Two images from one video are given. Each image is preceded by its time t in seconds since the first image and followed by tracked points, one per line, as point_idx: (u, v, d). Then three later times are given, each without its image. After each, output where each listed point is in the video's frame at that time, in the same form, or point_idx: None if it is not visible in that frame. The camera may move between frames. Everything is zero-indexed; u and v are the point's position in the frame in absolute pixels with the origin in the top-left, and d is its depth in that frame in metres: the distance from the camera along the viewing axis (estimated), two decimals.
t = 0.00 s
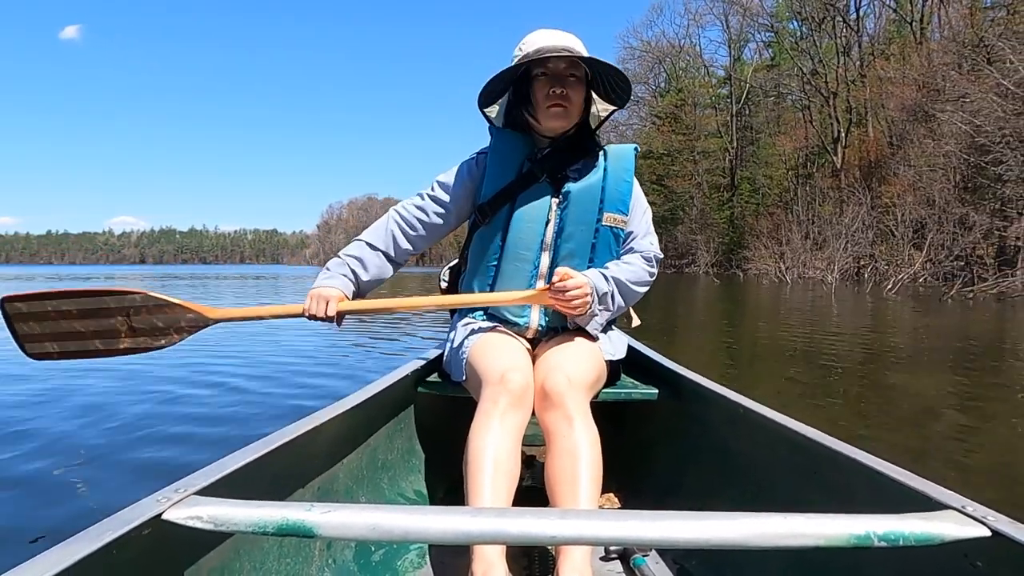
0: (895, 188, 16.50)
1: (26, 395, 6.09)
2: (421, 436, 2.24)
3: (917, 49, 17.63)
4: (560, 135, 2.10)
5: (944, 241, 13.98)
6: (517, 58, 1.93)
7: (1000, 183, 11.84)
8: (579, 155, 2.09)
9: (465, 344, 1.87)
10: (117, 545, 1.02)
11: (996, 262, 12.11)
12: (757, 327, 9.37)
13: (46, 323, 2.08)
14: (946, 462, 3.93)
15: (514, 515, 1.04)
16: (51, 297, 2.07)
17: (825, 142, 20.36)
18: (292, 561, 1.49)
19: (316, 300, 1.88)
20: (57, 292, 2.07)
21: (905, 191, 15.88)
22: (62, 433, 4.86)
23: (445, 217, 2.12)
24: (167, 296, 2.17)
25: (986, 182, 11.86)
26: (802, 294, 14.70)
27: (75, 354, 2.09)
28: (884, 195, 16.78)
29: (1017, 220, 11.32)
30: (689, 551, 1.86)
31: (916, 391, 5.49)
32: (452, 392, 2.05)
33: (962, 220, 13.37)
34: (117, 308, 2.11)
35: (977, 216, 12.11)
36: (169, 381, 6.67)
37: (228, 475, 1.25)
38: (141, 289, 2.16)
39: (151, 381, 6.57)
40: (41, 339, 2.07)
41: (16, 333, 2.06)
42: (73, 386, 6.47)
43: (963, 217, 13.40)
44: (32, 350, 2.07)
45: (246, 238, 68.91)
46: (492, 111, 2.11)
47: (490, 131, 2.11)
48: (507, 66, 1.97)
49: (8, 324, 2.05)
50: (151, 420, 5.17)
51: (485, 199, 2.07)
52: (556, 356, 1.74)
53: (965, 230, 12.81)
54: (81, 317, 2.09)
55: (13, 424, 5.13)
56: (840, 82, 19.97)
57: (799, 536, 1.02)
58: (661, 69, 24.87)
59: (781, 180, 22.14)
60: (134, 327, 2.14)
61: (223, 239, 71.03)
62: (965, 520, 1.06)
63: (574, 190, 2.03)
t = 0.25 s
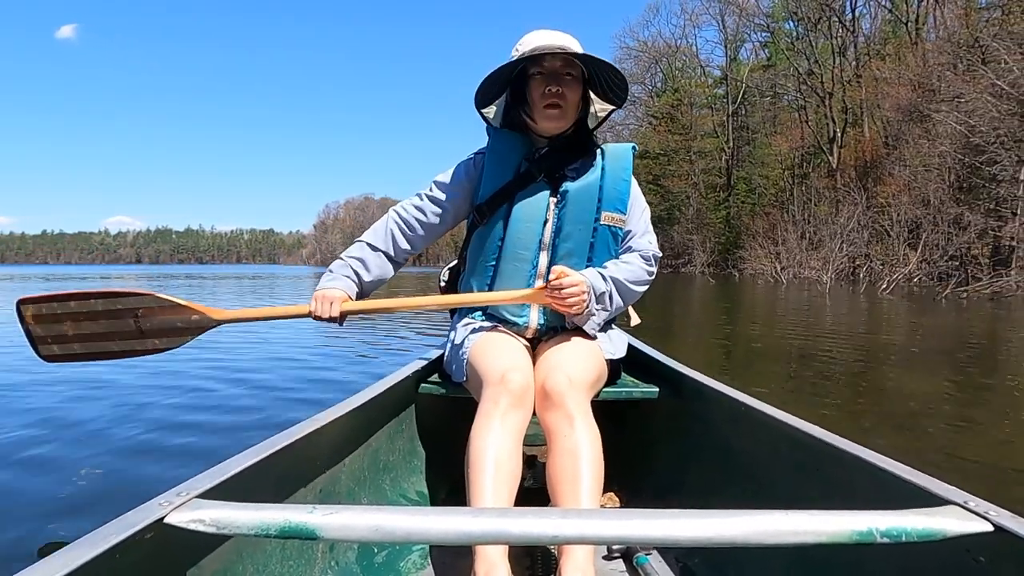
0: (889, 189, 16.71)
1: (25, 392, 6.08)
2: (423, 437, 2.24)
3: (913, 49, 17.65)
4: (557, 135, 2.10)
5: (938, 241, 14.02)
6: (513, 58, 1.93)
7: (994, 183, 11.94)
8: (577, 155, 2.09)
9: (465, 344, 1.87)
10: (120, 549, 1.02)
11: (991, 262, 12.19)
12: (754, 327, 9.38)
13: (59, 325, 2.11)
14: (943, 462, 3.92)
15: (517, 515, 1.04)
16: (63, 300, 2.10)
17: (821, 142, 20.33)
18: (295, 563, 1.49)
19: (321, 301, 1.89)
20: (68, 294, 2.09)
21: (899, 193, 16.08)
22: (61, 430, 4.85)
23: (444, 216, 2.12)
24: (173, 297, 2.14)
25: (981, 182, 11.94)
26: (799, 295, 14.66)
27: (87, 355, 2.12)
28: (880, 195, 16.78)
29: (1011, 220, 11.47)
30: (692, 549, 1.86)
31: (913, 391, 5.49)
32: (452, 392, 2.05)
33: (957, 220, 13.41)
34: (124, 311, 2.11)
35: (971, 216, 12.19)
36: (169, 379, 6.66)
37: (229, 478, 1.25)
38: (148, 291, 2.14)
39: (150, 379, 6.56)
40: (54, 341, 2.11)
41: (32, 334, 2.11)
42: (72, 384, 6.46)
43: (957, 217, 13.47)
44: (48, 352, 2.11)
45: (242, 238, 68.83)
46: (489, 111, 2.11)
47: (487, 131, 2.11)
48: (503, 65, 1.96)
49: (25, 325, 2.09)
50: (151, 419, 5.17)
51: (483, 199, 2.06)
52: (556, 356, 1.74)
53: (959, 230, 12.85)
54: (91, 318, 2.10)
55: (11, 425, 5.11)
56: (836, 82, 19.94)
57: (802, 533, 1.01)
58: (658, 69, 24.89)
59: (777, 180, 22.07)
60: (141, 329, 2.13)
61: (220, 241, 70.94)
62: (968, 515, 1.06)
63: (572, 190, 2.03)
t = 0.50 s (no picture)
0: (885, 188, 16.59)
1: (25, 396, 6.07)
2: (424, 438, 2.24)
3: (907, 50, 17.73)
4: (553, 134, 2.10)
5: (933, 240, 14.08)
6: (507, 58, 1.93)
7: (988, 183, 12.10)
8: (574, 154, 2.09)
9: (465, 344, 1.87)
10: (124, 553, 1.02)
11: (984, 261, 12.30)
12: (751, 327, 9.39)
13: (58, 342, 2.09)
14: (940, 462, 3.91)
15: (520, 515, 1.04)
16: (58, 316, 2.07)
17: (816, 142, 20.34)
18: (298, 565, 1.49)
19: (326, 308, 1.87)
20: (64, 311, 2.07)
21: (895, 191, 15.94)
22: (61, 434, 4.84)
23: (443, 217, 2.12)
24: (172, 310, 2.15)
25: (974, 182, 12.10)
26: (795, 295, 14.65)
27: (87, 372, 2.11)
28: (875, 195, 16.79)
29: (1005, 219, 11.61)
30: (695, 547, 1.86)
31: (908, 391, 5.49)
32: (453, 393, 2.05)
33: (952, 220, 13.48)
34: (123, 326, 2.11)
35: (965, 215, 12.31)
36: (168, 381, 6.66)
37: (232, 482, 1.25)
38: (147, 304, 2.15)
39: (151, 381, 6.56)
40: (50, 358, 2.09)
41: (30, 352, 2.08)
42: (72, 386, 6.46)
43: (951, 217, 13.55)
44: (44, 370, 2.08)
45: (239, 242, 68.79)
46: (485, 112, 2.11)
47: (483, 132, 2.11)
48: (497, 65, 1.96)
49: (22, 343, 2.06)
50: (152, 422, 5.17)
51: (480, 200, 2.06)
52: (557, 355, 1.74)
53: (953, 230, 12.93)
54: (90, 335, 2.09)
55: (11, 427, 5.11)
56: (831, 82, 19.89)
57: (805, 530, 1.01)
58: (654, 69, 24.96)
59: (773, 179, 21.81)
60: (141, 343, 2.13)
61: (217, 245, 70.87)
62: (971, 509, 1.06)
63: (569, 189, 2.03)
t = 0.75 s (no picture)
0: (880, 189, 16.52)
1: (22, 396, 6.06)
2: (424, 438, 2.24)
3: (903, 50, 17.74)
4: (551, 134, 2.10)
5: (926, 241, 14.03)
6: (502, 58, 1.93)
7: (983, 183, 12.28)
8: (572, 153, 2.09)
9: (465, 345, 1.87)
10: (123, 553, 1.02)
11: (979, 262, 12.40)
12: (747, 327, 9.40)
13: (53, 343, 2.08)
14: (935, 461, 3.92)
15: (519, 515, 1.04)
16: (54, 317, 2.07)
17: (812, 142, 20.34)
18: (298, 565, 1.48)
19: (325, 311, 1.88)
20: (60, 311, 2.07)
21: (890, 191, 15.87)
22: (60, 434, 4.84)
23: (441, 217, 2.12)
24: (169, 312, 2.15)
25: (970, 182, 12.29)
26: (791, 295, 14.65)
27: (81, 372, 2.10)
28: (871, 195, 16.79)
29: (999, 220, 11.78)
30: (694, 548, 1.86)
31: (903, 391, 5.49)
32: (452, 394, 2.05)
33: (948, 220, 13.53)
34: (118, 327, 2.10)
35: (960, 215, 12.46)
36: (165, 380, 6.65)
37: (232, 482, 1.25)
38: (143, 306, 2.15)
39: (149, 381, 6.55)
40: (44, 358, 2.08)
41: (24, 352, 2.07)
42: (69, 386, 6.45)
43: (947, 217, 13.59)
44: (38, 370, 2.08)
45: (235, 241, 68.72)
46: (481, 113, 2.11)
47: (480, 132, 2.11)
48: (492, 65, 1.96)
49: (16, 343, 2.05)
50: (150, 421, 5.16)
51: (479, 200, 2.06)
52: (556, 355, 1.74)
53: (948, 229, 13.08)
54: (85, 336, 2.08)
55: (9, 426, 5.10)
56: (827, 82, 19.95)
57: (804, 531, 1.01)
58: (650, 69, 24.65)
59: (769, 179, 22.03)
60: (136, 345, 2.13)
61: (213, 245, 70.79)
62: (970, 510, 1.06)
63: (567, 189, 2.03)
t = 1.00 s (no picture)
0: (876, 189, 16.49)
1: (18, 395, 6.04)
2: (424, 438, 2.24)
3: (899, 50, 17.73)
4: (551, 135, 2.10)
5: (922, 241, 14.03)
6: (504, 57, 1.93)
7: (978, 184, 12.33)
8: (572, 154, 2.09)
9: (464, 345, 1.87)
10: (122, 551, 1.01)
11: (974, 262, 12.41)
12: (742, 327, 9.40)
13: (49, 353, 2.08)
14: (932, 461, 3.91)
15: (517, 515, 1.04)
16: (49, 327, 2.06)
17: (809, 142, 20.33)
18: (296, 563, 1.48)
19: (324, 315, 1.88)
20: (55, 322, 2.05)
21: (886, 191, 15.82)
22: (57, 433, 4.83)
23: (442, 220, 2.12)
24: (166, 318, 2.15)
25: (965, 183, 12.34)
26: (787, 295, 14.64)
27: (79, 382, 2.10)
28: (867, 195, 16.78)
29: (994, 220, 11.82)
30: (693, 549, 1.86)
31: (900, 391, 5.48)
32: (452, 393, 2.05)
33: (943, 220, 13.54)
34: (116, 336, 2.10)
35: (956, 215, 12.48)
36: (162, 380, 6.64)
37: (230, 480, 1.25)
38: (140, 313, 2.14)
39: (146, 380, 6.54)
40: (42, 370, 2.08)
41: (22, 364, 2.07)
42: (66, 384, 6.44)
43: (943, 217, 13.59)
44: (36, 381, 2.08)
45: (232, 241, 68.64)
46: (482, 113, 2.11)
47: (482, 132, 2.11)
48: (493, 65, 1.96)
49: (13, 355, 2.05)
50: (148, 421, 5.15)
51: (479, 201, 2.06)
52: (557, 355, 1.74)
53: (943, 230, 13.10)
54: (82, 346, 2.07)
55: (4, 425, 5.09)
56: (824, 83, 19.97)
57: (802, 532, 1.01)
58: (648, 68, 24.75)
59: (766, 180, 22.10)
60: (134, 352, 2.13)
61: (210, 243, 70.66)
62: (969, 512, 1.06)
63: (567, 190, 2.03)
